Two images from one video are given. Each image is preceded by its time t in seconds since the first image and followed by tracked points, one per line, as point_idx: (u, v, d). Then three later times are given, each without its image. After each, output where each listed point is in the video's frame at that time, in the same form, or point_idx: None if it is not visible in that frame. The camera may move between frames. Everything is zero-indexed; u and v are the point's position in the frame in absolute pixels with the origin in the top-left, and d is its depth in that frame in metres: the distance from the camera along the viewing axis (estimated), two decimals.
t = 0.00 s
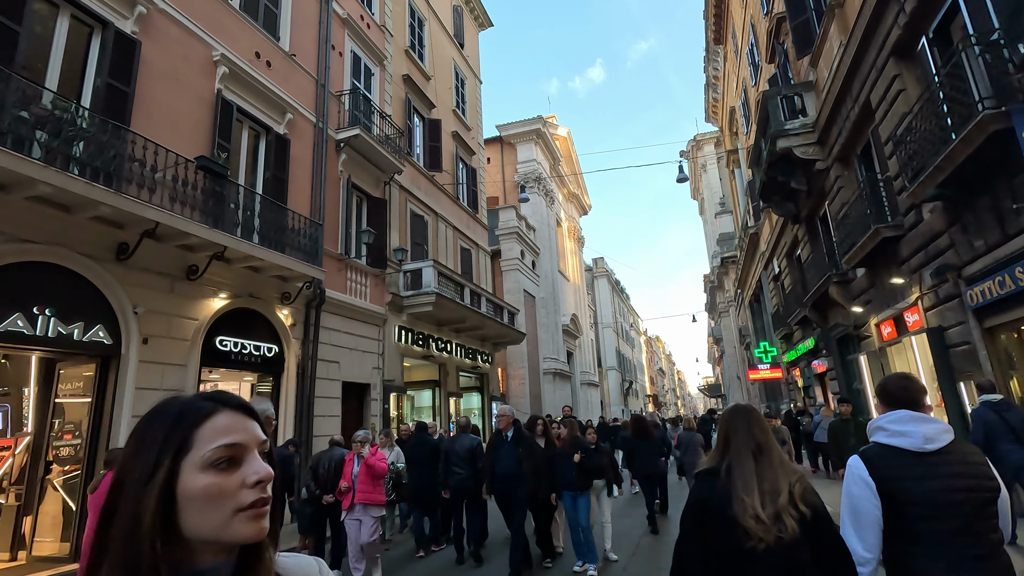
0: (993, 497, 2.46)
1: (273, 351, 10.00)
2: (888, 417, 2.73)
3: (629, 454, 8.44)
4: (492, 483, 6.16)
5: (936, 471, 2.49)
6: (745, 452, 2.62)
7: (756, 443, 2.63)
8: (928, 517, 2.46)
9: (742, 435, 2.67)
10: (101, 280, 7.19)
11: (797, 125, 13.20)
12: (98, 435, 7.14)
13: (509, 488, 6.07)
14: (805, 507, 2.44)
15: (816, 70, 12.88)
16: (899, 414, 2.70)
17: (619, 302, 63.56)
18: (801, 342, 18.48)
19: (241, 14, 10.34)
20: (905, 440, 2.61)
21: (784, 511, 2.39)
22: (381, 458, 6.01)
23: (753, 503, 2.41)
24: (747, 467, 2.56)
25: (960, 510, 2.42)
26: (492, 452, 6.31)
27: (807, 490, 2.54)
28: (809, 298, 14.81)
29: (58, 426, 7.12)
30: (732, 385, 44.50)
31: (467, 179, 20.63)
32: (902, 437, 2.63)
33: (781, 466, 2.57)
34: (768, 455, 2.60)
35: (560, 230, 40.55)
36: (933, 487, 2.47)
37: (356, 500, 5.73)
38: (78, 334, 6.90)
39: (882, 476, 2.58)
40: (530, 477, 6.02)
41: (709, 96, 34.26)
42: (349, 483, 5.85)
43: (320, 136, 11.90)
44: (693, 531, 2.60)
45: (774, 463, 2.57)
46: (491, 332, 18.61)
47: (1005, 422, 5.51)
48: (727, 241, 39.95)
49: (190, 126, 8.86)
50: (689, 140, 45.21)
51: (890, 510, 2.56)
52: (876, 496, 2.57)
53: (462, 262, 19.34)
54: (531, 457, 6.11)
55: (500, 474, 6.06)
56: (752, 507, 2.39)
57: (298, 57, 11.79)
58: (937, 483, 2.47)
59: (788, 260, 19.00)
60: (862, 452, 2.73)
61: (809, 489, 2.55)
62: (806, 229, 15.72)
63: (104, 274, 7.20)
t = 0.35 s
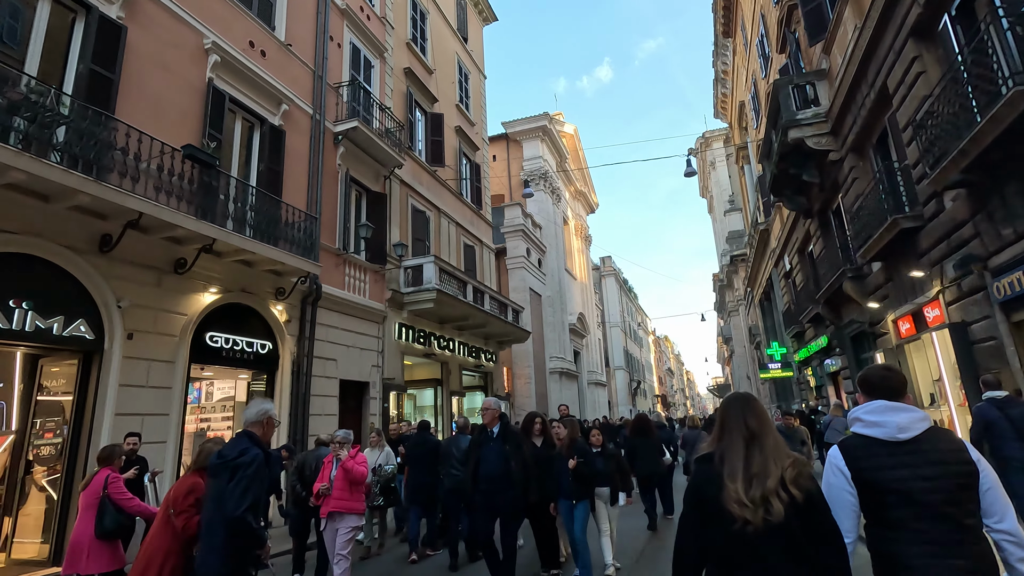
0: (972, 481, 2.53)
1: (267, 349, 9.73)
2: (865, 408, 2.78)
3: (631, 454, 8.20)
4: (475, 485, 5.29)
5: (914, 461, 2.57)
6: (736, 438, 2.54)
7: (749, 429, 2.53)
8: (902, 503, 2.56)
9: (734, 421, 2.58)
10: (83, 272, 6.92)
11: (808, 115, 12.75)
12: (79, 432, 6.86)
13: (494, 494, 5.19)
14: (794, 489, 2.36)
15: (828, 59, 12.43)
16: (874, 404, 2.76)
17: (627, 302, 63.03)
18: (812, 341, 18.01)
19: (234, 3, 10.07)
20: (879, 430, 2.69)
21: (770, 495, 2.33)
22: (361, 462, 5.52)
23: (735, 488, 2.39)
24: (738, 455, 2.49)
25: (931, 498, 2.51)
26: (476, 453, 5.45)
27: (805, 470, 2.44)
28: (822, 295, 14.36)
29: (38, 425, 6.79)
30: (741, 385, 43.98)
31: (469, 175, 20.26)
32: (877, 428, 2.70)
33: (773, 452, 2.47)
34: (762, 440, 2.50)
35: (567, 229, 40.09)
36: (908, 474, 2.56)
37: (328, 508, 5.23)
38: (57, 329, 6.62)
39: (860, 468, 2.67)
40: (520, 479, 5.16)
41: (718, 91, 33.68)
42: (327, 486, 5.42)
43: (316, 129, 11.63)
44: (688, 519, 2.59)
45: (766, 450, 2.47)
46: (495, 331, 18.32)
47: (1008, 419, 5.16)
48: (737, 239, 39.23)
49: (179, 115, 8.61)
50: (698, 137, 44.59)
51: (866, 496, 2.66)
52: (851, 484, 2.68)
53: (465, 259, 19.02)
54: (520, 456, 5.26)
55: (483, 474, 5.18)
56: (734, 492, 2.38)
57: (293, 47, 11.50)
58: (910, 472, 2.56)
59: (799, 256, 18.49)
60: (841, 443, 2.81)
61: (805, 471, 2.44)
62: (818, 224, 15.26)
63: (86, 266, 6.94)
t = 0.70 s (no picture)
0: (996, 491, 2.53)
1: (261, 344, 9.39)
2: (892, 413, 2.79)
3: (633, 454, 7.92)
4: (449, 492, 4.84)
5: (940, 468, 2.58)
6: (765, 445, 2.44)
7: (779, 433, 2.42)
8: (923, 509, 2.58)
9: (761, 427, 2.47)
10: (60, 262, 6.63)
11: (822, 104, 12.28)
12: (57, 430, 6.54)
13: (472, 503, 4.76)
14: (826, 496, 2.25)
15: (843, 44, 11.97)
16: (901, 410, 2.76)
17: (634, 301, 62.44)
18: (825, 339, 17.55)
19: None
20: (905, 435, 2.69)
21: (803, 500, 2.23)
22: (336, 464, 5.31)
23: (767, 493, 2.30)
24: (768, 459, 2.39)
25: (955, 507, 2.52)
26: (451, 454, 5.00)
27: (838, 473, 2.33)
28: (835, 291, 13.89)
29: (16, 424, 6.50)
30: (750, 384, 43.38)
31: (472, 169, 19.88)
32: (903, 433, 2.71)
33: (803, 457, 2.35)
34: (794, 443, 2.39)
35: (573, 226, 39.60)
36: (933, 480, 2.57)
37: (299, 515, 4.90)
38: (32, 321, 6.30)
39: (881, 471, 2.69)
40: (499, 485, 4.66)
41: (726, 85, 33.06)
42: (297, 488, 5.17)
43: (313, 121, 11.34)
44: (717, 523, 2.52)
45: (797, 454, 2.36)
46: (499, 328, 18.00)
47: None
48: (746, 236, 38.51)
49: (167, 102, 8.31)
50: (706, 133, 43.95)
51: (887, 499, 2.68)
52: (874, 488, 2.70)
53: (468, 255, 18.68)
54: (498, 459, 4.73)
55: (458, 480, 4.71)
56: (766, 497, 2.28)
57: (289, 35, 11.19)
58: (935, 479, 2.57)
59: (811, 252, 18.01)
60: (864, 446, 2.82)
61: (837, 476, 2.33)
62: (831, 218, 14.81)
63: (64, 256, 6.65)
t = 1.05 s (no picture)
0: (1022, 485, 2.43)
1: (252, 340, 9.08)
2: (919, 407, 2.66)
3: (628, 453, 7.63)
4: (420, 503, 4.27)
5: (968, 463, 2.44)
6: (778, 445, 2.26)
7: (793, 431, 2.25)
8: (953, 505, 2.42)
9: (772, 427, 2.31)
10: (35, 252, 6.33)
11: (834, 91, 11.85)
12: (32, 430, 6.21)
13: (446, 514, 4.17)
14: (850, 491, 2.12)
15: (857, 29, 11.53)
16: (929, 404, 2.63)
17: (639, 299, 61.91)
18: (835, 336, 17.16)
19: None
20: (934, 429, 2.55)
21: (829, 496, 2.08)
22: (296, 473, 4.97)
23: (792, 492, 2.10)
24: (787, 459, 2.21)
25: (983, 502, 2.38)
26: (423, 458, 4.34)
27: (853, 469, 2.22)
28: (847, 286, 13.46)
29: None
30: (757, 383, 42.86)
31: (474, 163, 19.50)
32: (932, 427, 2.56)
33: (822, 455, 2.21)
34: (809, 439, 2.24)
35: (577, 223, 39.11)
36: (961, 474, 2.43)
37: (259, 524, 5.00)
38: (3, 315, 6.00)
39: (911, 463, 2.53)
40: (477, 496, 4.10)
41: (733, 79, 32.53)
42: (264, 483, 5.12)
43: (308, 110, 11.02)
44: (734, 538, 2.25)
45: (815, 451, 2.20)
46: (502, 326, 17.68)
47: None
48: (753, 234, 37.91)
49: (150, 87, 7.97)
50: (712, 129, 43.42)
51: (916, 495, 2.50)
52: (903, 483, 2.52)
53: (470, 250, 18.36)
54: (477, 467, 4.19)
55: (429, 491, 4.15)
56: (793, 496, 2.09)
57: (282, 22, 10.85)
58: (971, 472, 2.42)
59: (820, 247, 17.58)
60: (889, 440, 2.67)
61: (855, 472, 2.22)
62: (842, 212, 14.40)
63: (38, 247, 6.34)
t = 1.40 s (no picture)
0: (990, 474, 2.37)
1: (235, 330, 8.75)
2: (883, 402, 2.63)
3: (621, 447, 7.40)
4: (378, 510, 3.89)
5: (931, 453, 2.40)
6: (754, 431, 2.30)
7: (768, 418, 2.27)
8: (918, 494, 2.39)
9: (750, 413, 2.32)
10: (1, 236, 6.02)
11: (841, 76, 11.44)
12: None
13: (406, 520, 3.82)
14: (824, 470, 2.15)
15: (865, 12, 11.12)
16: (892, 398, 2.60)
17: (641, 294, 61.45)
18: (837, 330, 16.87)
19: None
20: (897, 423, 2.52)
21: (800, 478, 2.12)
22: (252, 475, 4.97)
23: (762, 477, 2.16)
24: (759, 443, 2.26)
25: (950, 490, 2.33)
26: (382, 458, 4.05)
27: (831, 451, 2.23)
28: (851, 278, 13.17)
29: None
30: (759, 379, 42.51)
31: (471, 152, 19.13)
32: (894, 421, 2.54)
33: (795, 438, 2.24)
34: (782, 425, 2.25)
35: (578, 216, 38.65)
36: (921, 464, 2.40)
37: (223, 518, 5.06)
38: None
39: (876, 458, 2.51)
40: (442, 502, 3.77)
41: (737, 71, 32.00)
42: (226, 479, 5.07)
43: (297, 95, 10.70)
44: (720, 527, 2.34)
45: (789, 434, 2.23)
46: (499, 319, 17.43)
47: None
48: (756, 228, 37.53)
49: (128, 66, 7.66)
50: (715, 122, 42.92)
51: (884, 486, 2.49)
52: (870, 476, 2.51)
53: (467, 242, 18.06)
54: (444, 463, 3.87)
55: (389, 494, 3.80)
56: (761, 481, 2.16)
57: (270, 3, 10.49)
58: (934, 462, 2.38)
59: (824, 239, 17.22)
60: (857, 437, 2.63)
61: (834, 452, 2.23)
62: (846, 202, 14.06)
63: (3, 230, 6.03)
